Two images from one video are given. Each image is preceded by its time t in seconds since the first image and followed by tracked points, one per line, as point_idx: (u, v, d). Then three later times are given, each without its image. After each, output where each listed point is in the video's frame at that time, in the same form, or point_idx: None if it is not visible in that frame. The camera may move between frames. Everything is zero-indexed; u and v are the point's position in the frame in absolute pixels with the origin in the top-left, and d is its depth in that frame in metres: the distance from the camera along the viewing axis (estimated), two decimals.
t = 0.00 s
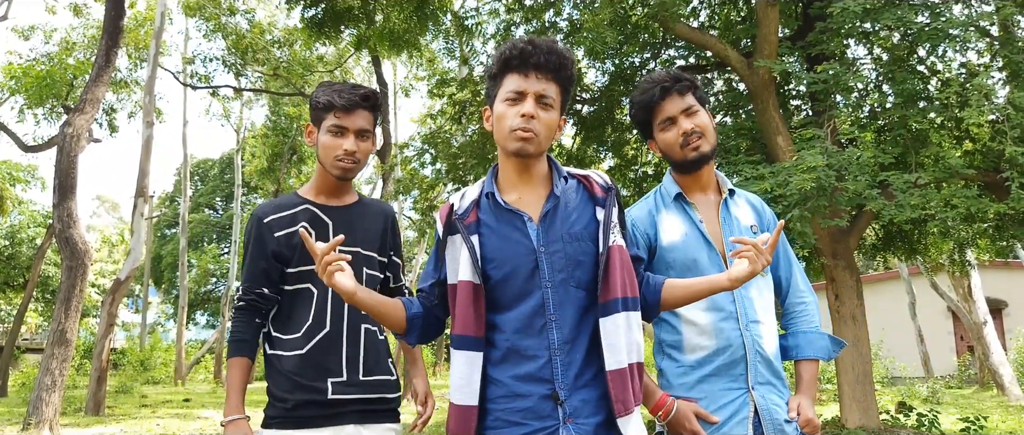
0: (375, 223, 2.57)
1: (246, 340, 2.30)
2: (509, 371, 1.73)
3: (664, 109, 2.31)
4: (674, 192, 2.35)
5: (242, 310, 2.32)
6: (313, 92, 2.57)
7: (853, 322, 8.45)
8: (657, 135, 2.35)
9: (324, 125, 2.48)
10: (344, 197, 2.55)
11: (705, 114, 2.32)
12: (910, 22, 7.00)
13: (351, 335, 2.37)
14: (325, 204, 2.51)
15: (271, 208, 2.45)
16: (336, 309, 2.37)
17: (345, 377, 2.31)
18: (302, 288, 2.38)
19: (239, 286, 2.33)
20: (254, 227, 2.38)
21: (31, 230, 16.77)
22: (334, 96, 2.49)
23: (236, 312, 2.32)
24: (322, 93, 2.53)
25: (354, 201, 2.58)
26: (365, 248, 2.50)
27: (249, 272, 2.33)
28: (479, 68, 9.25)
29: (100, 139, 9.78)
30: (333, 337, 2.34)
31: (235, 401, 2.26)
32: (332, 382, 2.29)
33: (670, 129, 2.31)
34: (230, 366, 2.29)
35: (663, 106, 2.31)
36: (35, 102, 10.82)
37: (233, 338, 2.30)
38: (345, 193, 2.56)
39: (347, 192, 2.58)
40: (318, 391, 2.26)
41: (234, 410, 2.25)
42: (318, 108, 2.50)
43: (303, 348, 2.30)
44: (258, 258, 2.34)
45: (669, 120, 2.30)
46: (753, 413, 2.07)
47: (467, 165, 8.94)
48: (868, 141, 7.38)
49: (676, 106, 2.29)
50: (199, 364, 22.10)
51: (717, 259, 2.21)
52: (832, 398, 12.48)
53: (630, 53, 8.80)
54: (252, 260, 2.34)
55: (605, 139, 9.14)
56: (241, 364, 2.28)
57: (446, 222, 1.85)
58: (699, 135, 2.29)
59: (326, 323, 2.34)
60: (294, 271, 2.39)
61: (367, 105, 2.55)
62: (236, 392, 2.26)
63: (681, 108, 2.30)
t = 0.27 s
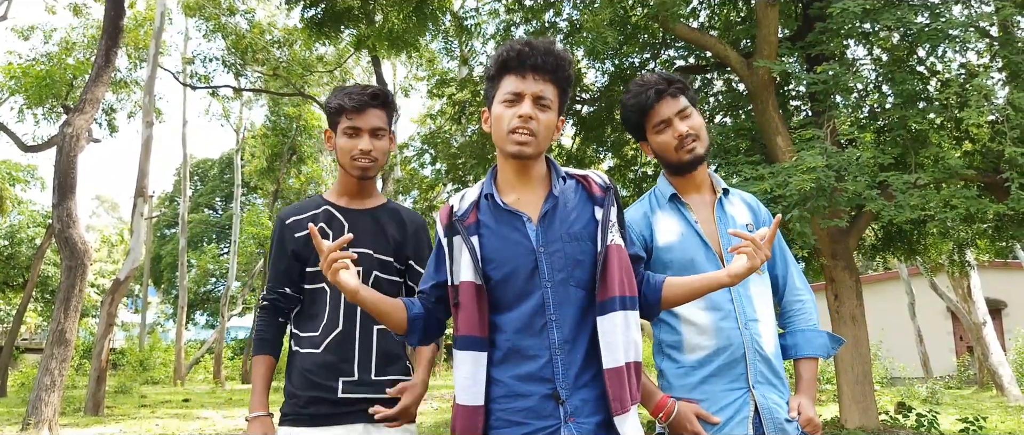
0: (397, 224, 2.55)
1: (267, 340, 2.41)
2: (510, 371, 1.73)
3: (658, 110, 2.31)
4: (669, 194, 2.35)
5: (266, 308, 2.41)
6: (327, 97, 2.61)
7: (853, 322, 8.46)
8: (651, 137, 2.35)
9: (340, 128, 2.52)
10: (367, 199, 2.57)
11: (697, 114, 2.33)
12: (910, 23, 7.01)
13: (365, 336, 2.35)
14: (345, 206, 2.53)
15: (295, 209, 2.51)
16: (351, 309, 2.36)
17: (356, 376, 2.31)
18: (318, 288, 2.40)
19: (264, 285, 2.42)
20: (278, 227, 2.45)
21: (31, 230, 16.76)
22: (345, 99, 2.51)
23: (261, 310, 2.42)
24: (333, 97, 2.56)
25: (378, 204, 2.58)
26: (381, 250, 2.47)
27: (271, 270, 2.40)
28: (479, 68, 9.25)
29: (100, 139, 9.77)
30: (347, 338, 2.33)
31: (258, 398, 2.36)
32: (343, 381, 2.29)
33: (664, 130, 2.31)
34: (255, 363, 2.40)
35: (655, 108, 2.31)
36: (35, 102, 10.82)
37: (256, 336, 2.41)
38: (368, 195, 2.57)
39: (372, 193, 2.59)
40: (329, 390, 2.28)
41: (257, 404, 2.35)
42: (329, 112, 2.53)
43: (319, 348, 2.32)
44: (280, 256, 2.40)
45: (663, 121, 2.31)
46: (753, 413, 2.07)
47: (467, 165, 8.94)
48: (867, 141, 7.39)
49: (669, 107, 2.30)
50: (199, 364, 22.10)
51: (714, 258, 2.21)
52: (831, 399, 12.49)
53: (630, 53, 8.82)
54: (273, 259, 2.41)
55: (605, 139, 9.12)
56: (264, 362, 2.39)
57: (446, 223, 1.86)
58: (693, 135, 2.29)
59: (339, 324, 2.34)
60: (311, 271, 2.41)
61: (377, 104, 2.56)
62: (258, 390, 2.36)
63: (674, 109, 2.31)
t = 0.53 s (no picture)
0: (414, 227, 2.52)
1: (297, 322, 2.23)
2: (512, 372, 1.72)
3: (655, 113, 2.30)
4: (670, 195, 2.35)
5: (288, 301, 2.26)
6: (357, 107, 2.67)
7: (852, 323, 8.46)
8: (649, 139, 2.35)
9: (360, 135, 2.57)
10: (389, 203, 2.56)
11: (697, 116, 2.31)
12: (910, 24, 7.00)
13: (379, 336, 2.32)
14: (366, 208, 2.54)
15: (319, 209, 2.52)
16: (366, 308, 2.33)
17: (368, 375, 2.28)
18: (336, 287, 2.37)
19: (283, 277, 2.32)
20: (300, 225, 2.43)
21: (31, 231, 16.75)
22: (365, 105, 2.55)
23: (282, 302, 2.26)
24: (360, 103, 2.61)
25: (401, 207, 2.57)
26: (398, 252, 2.45)
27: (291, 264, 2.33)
28: (478, 69, 9.25)
29: (99, 139, 9.77)
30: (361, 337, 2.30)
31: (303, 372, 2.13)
32: (354, 379, 2.27)
33: (661, 132, 2.31)
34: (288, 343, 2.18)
35: (653, 109, 2.31)
36: (34, 103, 10.82)
37: (280, 324, 2.22)
38: (390, 198, 2.57)
39: (394, 197, 2.59)
40: (341, 388, 2.25)
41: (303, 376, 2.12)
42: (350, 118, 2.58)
43: (334, 345, 2.29)
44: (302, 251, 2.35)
45: (660, 123, 2.30)
46: (757, 413, 2.06)
47: (467, 166, 8.94)
48: (867, 142, 7.38)
49: (667, 111, 2.29)
50: (199, 365, 22.10)
51: (716, 258, 2.21)
52: (831, 399, 12.48)
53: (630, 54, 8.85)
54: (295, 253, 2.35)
55: (605, 140, 9.10)
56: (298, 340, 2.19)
57: (444, 226, 1.85)
58: (691, 137, 2.29)
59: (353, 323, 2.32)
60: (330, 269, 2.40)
61: (396, 109, 2.56)
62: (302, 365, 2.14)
63: (673, 112, 2.29)
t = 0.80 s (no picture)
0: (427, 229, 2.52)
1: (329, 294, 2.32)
2: (518, 372, 1.71)
3: (660, 112, 2.32)
4: (675, 194, 2.34)
5: (305, 288, 2.36)
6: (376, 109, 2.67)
7: (853, 324, 8.46)
8: (654, 138, 2.36)
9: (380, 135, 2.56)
10: (403, 205, 2.56)
11: (701, 117, 2.32)
12: (910, 24, 7.00)
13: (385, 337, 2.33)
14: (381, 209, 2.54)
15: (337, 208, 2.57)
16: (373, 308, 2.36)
17: (375, 373, 2.29)
18: (345, 285, 2.42)
19: (298, 270, 2.41)
20: (317, 222, 2.52)
21: (32, 230, 16.75)
22: (385, 106, 2.56)
23: (298, 291, 2.36)
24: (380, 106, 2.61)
25: (413, 210, 2.57)
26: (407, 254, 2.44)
27: (306, 258, 2.44)
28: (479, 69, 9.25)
29: (100, 139, 9.77)
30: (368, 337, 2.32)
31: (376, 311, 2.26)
32: (361, 377, 2.28)
33: (665, 131, 2.32)
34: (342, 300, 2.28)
35: (657, 108, 2.33)
36: (35, 103, 10.83)
37: (311, 301, 2.30)
38: (404, 200, 2.57)
39: (409, 199, 2.59)
40: (348, 385, 2.27)
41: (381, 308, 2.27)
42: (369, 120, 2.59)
43: (340, 342, 2.33)
44: (316, 247, 2.46)
45: (664, 122, 2.32)
46: (761, 414, 2.06)
47: (467, 166, 8.94)
48: (868, 142, 7.37)
49: (672, 111, 2.30)
50: (199, 365, 22.11)
51: (721, 258, 2.21)
52: (831, 400, 12.47)
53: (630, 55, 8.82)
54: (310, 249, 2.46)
55: (605, 140, 9.09)
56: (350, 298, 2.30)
57: (449, 230, 1.80)
58: (694, 137, 2.29)
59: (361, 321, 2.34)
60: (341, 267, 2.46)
61: (417, 111, 2.56)
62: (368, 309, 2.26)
63: (678, 111, 2.30)
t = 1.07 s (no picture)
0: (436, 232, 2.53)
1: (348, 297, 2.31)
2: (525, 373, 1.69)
3: (665, 112, 2.32)
4: (677, 196, 2.33)
5: (323, 290, 2.32)
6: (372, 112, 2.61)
7: (854, 325, 8.45)
8: (658, 138, 2.36)
9: (388, 140, 2.52)
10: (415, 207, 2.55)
11: (707, 118, 2.32)
12: (911, 26, 7.00)
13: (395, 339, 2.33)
14: (393, 213, 2.51)
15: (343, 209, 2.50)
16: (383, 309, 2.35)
17: (383, 373, 2.28)
18: (356, 287, 2.39)
19: (313, 271, 2.36)
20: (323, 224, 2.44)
21: (33, 231, 16.76)
22: (391, 113, 2.52)
23: (316, 292, 2.32)
24: (380, 111, 2.56)
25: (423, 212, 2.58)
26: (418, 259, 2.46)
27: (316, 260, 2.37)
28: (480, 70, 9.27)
29: (101, 140, 9.77)
30: (377, 338, 2.31)
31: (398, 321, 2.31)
32: (369, 376, 2.27)
33: (669, 132, 2.32)
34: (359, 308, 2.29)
35: (664, 107, 2.32)
36: (36, 103, 10.84)
37: (332, 304, 2.27)
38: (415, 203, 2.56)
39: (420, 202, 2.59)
40: (355, 385, 2.26)
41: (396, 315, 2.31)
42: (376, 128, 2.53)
43: (350, 344, 2.32)
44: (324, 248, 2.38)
45: (669, 122, 2.32)
46: (760, 416, 2.06)
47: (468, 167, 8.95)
48: (869, 143, 7.36)
49: (678, 110, 2.30)
50: (200, 366, 22.11)
51: (722, 260, 2.20)
52: (832, 402, 12.46)
53: (632, 55, 8.76)
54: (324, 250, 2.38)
55: (606, 142, 9.10)
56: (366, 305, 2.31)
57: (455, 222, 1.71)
58: (699, 139, 2.29)
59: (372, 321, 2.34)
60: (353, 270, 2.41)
61: (420, 114, 2.55)
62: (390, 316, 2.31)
63: (681, 112, 2.30)
